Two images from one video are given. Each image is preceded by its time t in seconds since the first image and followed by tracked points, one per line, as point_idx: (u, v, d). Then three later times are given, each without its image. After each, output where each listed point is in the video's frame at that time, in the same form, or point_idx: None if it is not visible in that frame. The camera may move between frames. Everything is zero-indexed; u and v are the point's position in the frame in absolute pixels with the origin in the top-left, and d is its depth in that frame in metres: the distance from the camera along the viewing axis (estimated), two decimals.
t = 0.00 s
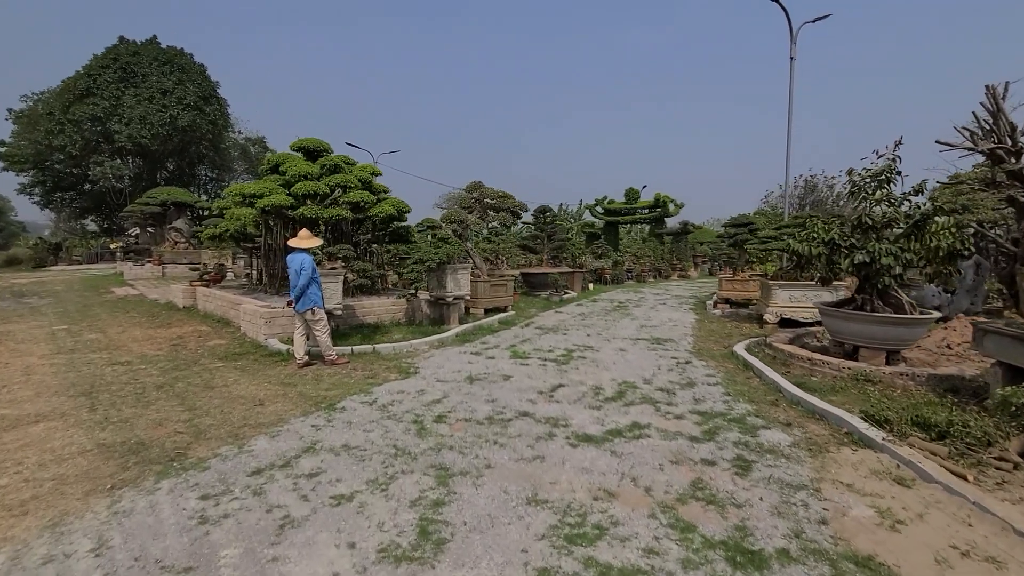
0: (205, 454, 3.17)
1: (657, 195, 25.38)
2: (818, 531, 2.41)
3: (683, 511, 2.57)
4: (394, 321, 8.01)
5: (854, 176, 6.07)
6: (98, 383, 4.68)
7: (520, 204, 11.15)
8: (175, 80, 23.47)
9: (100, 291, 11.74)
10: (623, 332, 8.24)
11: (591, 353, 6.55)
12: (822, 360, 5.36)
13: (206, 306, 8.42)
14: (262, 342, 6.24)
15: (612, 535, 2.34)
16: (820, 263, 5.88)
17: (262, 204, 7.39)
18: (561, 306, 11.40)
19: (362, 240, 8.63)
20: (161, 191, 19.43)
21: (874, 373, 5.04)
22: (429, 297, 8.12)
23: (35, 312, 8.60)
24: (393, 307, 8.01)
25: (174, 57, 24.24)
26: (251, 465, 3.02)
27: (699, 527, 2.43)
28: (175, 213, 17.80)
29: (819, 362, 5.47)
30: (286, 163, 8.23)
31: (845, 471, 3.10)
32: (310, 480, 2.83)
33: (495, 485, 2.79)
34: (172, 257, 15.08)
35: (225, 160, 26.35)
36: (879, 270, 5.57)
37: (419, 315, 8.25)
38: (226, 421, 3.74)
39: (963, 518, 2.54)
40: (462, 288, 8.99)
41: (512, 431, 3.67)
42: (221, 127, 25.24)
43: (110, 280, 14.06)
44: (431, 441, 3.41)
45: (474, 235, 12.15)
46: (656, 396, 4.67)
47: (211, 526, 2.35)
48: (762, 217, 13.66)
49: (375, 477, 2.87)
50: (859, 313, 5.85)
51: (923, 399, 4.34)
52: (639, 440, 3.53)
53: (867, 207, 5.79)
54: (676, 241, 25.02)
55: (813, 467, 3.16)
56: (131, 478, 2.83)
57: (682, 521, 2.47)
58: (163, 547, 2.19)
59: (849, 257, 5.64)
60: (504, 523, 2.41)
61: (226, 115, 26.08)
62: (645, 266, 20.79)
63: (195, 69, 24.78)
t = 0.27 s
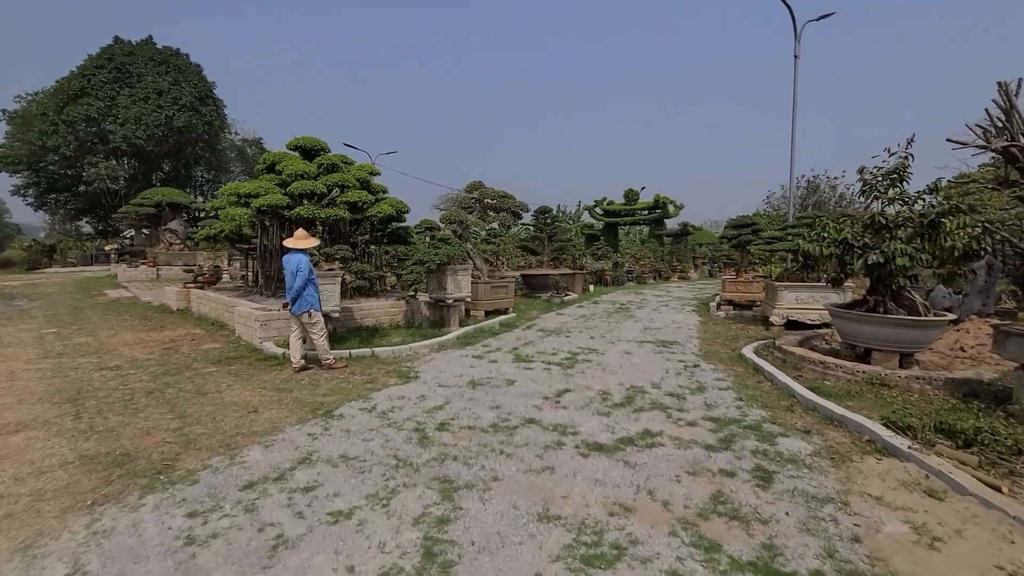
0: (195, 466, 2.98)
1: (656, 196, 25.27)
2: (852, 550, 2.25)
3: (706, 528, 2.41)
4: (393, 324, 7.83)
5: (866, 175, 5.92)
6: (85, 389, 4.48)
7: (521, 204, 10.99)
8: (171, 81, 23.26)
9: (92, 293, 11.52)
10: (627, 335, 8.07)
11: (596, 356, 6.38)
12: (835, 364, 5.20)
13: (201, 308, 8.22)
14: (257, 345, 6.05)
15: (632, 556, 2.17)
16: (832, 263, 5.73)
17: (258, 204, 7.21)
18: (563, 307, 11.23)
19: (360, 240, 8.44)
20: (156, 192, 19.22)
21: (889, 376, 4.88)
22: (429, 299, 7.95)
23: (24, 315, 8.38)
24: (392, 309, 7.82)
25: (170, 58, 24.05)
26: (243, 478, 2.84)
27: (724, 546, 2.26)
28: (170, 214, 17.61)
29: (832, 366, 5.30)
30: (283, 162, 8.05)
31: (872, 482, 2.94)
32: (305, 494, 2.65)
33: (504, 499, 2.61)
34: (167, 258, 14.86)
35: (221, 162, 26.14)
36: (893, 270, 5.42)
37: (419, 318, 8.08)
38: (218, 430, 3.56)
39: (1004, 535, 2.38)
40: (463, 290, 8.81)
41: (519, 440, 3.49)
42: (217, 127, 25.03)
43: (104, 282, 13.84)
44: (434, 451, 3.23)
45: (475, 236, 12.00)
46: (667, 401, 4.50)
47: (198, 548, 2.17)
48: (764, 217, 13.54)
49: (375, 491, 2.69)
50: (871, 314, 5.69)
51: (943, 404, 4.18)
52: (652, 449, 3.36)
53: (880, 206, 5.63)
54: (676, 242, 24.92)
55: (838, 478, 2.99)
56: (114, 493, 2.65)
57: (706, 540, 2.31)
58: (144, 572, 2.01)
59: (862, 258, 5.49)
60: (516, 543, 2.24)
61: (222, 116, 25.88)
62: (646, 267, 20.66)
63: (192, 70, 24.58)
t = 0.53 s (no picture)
0: (183, 486, 2.80)
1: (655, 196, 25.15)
2: None
3: (730, 552, 2.24)
4: (391, 328, 7.65)
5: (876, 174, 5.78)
6: (71, 401, 4.30)
7: (521, 205, 10.82)
8: (165, 82, 23.03)
9: (84, 298, 11.31)
10: (631, 338, 7.91)
11: (600, 361, 6.21)
12: (848, 368, 5.04)
13: (194, 314, 8.03)
14: (252, 353, 5.87)
15: None
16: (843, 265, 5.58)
17: (252, 206, 7.03)
18: (563, 310, 11.06)
19: (357, 243, 8.26)
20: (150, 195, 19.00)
21: (905, 381, 4.72)
22: (428, 302, 7.77)
23: (12, 322, 8.18)
24: (390, 314, 7.64)
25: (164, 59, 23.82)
26: (234, 499, 2.66)
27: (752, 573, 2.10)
28: (164, 217, 17.39)
29: (844, 370, 5.15)
30: (277, 163, 7.88)
31: (900, 497, 2.78)
32: (300, 518, 2.47)
33: (513, 522, 2.44)
34: (161, 262, 14.63)
35: (216, 164, 25.91)
36: (906, 272, 5.27)
37: (418, 322, 7.90)
38: (208, 445, 3.38)
39: None
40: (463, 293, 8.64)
41: (526, 453, 3.32)
42: (212, 129, 24.80)
43: (97, 286, 13.63)
44: (437, 468, 3.06)
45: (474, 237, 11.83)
46: (677, 409, 4.34)
47: None
48: (766, 217, 13.41)
49: (375, 513, 2.52)
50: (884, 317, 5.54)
51: (964, 411, 4.03)
52: (666, 463, 3.19)
53: (891, 206, 5.49)
54: (675, 242, 24.80)
55: (864, 493, 2.83)
56: (96, 518, 2.47)
57: (731, 566, 2.14)
58: None
59: (874, 259, 5.34)
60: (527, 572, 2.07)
61: (217, 118, 25.66)
62: (646, 267, 20.52)
63: (186, 71, 24.35)
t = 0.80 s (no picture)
0: (182, 495, 2.68)
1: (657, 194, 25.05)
2: None
3: (760, 565, 2.13)
4: (394, 328, 7.53)
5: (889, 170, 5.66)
6: (67, 404, 4.17)
7: (524, 204, 10.69)
8: (163, 80, 22.85)
9: (82, 298, 11.18)
10: (637, 337, 7.79)
11: (608, 361, 6.09)
12: (863, 368, 4.92)
13: (193, 313, 7.90)
14: (252, 353, 5.74)
15: None
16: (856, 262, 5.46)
17: (251, 204, 6.89)
18: (567, 309, 10.95)
19: (358, 242, 8.13)
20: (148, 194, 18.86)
21: (922, 381, 4.61)
22: (431, 302, 7.65)
23: (8, 322, 8.05)
24: (393, 313, 7.52)
25: (161, 57, 23.65)
26: (235, 509, 2.54)
27: None
28: (162, 216, 17.26)
29: (859, 370, 5.03)
30: (277, 161, 7.74)
31: (931, 504, 2.66)
32: (305, 529, 2.35)
33: (529, 532, 2.33)
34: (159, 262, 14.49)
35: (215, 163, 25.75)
36: (921, 269, 5.16)
37: (421, 322, 7.78)
38: (209, 451, 3.25)
39: None
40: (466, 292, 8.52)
41: (538, 458, 3.20)
42: (210, 128, 24.63)
43: (94, 286, 13.49)
44: (447, 474, 2.94)
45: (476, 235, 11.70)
46: (690, 411, 4.22)
47: None
48: (770, 215, 13.30)
49: (384, 523, 2.40)
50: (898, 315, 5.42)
51: (985, 413, 3.92)
52: (684, 468, 3.07)
53: (906, 202, 5.37)
54: (676, 240, 24.71)
55: (893, 500, 2.71)
56: (90, 530, 2.35)
57: None
58: None
59: (889, 256, 5.23)
60: None
61: (216, 116, 25.49)
62: (648, 266, 20.42)
63: (183, 69, 24.17)
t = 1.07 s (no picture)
0: (191, 511, 2.57)
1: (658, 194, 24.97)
2: None
3: None
4: (399, 331, 7.42)
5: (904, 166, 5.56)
6: (69, 413, 4.07)
7: (529, 204, 10.58)
8: (161, 83, 22.73)
9: (82, 304, 11.06)
10: (646, 339, 7.68)
11: (619, 364, 5.98)
12: (882, 369, 4.82)
13: (195, 318, 7.79)
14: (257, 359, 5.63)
15: None
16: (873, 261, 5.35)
17: (254, 206, 6.79)
18: (572, 310, 10.84)
19: (361, 244, 8.02)
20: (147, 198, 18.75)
21: (944, 382, 4.50)
22: (437, 304, 7.54)
23: (8, 328, 7.93)
24: (398, 316, 7.41)
25: (160, 60, 23.53)
26: (247, 525, 2.43)
27: None
28: (162, 220, 17.14)
29: (878, 371, 4.92)
30: (280, 163, 7.63)
31: (970, 513, 2.56)
32: (321, 546, 2.25)
33: (556, 548, 2.22)
34: (160, 266, 14.38)
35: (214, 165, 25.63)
36: (940, 267, 5.06)
37: (426, 324, 7.67)
38: (216, 462, 3.15)
39: None
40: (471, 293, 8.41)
41: (557, 467, 3.10)
42: (209, 131, 24.51)
43: (95, 291, 13.38)
44: (464, 485, 2.83)
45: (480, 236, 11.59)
46: (708, 415, 4.12)
47: None
48: (775, 214, 13.21)
49: (404, 538, 2.30)
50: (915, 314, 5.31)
51: (1012, 415, 3.82)
52: (709, 476, 2.97)
53: (923, 200, 5.27)
54: (678, 240, 24.63)
55: (931, 509, 2.61)
56: (97, 549, 2.25)
57: None
58: None
59: (907, 255, 5.12)
60: None
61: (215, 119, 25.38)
62: (651, 266, 20.33)
63: (182, 72, 24.05)
